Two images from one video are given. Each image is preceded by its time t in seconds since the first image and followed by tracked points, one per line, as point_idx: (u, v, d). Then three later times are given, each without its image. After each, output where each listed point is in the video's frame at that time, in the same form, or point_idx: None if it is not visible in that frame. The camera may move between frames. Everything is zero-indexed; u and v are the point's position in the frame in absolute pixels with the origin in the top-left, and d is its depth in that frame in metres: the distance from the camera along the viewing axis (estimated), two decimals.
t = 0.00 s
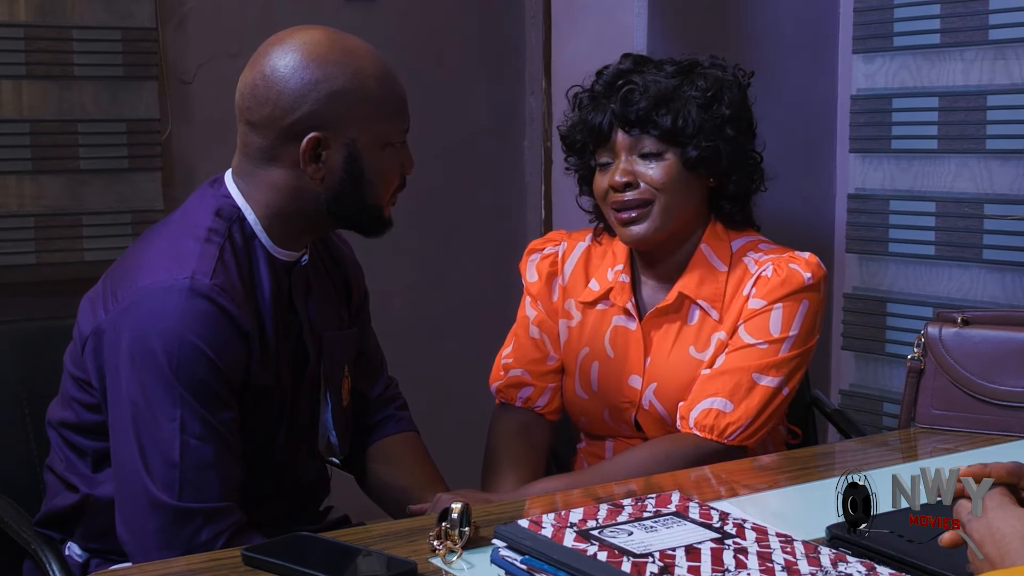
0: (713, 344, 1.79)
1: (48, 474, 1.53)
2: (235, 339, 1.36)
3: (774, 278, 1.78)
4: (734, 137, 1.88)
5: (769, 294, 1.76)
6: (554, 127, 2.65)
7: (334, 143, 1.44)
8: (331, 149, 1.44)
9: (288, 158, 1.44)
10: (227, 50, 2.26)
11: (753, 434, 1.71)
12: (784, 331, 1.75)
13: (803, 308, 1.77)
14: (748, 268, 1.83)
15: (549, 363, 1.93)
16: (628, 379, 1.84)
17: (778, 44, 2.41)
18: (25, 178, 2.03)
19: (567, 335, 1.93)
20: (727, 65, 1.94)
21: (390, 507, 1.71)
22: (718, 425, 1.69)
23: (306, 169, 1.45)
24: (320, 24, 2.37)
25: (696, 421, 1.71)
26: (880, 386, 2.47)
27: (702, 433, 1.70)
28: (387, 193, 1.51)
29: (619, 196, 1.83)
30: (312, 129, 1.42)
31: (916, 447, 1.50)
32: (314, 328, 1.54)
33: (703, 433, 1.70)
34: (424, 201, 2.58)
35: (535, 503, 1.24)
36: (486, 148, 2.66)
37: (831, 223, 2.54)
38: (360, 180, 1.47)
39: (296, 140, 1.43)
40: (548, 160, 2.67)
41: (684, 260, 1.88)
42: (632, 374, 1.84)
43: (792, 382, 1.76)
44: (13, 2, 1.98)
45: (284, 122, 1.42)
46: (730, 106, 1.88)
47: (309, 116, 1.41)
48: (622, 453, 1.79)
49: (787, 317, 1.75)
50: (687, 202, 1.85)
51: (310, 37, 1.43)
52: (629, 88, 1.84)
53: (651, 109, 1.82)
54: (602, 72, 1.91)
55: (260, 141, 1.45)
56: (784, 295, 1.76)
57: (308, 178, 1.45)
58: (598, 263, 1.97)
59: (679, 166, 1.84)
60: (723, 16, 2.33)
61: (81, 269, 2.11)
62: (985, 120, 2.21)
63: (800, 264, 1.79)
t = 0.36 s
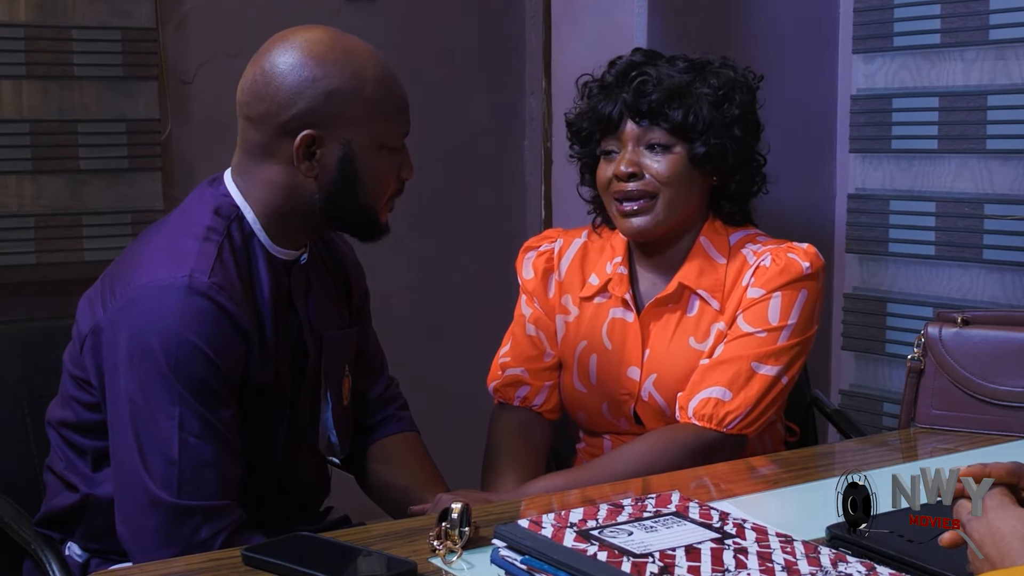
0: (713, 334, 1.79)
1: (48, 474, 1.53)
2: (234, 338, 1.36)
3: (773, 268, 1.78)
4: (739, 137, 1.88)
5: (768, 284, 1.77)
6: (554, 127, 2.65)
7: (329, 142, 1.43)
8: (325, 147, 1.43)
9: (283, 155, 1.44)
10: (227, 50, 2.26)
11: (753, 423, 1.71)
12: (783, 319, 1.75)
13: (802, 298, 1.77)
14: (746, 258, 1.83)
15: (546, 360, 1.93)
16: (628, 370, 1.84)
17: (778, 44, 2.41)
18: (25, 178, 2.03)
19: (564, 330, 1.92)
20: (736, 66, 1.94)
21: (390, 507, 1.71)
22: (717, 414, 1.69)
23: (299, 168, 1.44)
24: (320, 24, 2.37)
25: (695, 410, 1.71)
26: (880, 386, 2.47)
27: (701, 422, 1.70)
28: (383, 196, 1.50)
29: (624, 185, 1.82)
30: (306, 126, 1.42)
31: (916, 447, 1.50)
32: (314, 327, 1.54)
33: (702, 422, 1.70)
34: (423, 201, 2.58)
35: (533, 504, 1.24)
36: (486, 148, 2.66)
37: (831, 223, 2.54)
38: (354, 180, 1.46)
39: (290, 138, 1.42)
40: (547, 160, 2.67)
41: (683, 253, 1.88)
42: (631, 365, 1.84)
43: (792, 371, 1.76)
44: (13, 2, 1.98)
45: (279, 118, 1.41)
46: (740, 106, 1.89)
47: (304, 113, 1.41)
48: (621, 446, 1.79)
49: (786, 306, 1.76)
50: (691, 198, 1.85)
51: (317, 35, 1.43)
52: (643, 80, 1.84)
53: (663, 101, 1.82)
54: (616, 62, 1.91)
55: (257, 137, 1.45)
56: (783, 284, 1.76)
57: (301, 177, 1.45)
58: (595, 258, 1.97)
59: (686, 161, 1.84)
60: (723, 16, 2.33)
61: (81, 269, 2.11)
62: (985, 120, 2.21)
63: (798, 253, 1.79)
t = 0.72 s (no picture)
0: (713, 337, 1.79)
1: (48, 472, 1.53)
2: (231, 335, 1.36)
3: (772, 271, 1.78)
4: (735, 148, 1.87)
5: (767, 287, 1.76)
6: (553, 127, 2.65)
7: (323, 142, 1.42)
8: (318, 148, 1.42)
9: (277, 152, 1.44)
10: (227, 50, 2.26)
11: (753, 426, 1.71)
12: (783, 322, 1.75)
13: (802, 300, 1.77)
14: (746, 262, 1.83)
15: (547, 363, 1.93)
16: (628, 374, 1.84)
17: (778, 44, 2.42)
18: (25, 178, 2.03)
19: (565, 334, 1.93)
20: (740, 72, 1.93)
21: (390, 506, 1.71)
22: (718, 418, 1.69)
23: (292, 166, 1.44)
24: (320, 24, 2.37)
25: (695, 413, 1.70)
26: (880, 386, 2.47)
27: (702, 425, 1.70)
28: (375, 203, 1.48)
29: (615, 193, 1.82)
30: (298, 126, 1.41)
31: (916, 447, 1.50)
32: (314, 327, 1.54)
33: (702, 425, 1.70)
34: (423, 201, 2.58)
35: (532, 504, 1.24)
36: (486, 148, 2.66)
37: (831, 223, 2.54)
38: (345, 184, 1.45)
39: (284, 136, 1.42)
40: (547, 160, 2.67)
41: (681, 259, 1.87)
42: (631, 369, 1.84)
43: (792, 374, 1.76)
44: (13, 2, 1.98)
45: (276, 119, 1.42)
46: (737, 116, 1.87)
47: (300, 112, 1.41)
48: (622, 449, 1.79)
49: (785, 308, 1.75)
50: (685, 205, 1.84)
51: (321, 38, 1.42)
52: (638, 88, 1.84)
53: (656, 111, 1.82)
54: (617, 66, 1.91)
55: (257, 137, 1.45)
56: (782, 287, 1.76)
57: (293, 176, 1.44)
58: (595, 260, 1.97)
59: (679, 170, 1.83)
60: (723, 16, 2.33)
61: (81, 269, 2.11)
62: (986, 120, 2.21)
63: (798, 255, 1.79)
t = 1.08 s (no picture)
0: (714, 343, 1.79)
1: (48, 472, 1.53)
2: (229, 334, 1.36)
3: (773, 275, 1.77)
4: (737, 151, 1.87)
5: (768, 292, 1.76)
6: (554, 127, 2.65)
7: (314, 145, 1.40)
8: (308, 150, 1.41)
9: (270, 148, 1.44)
10: (227, 50, 2.26)
11: (754, 432, 1.71)
12: (784, 327, 1.75)
13: (803, 305, 1.77)
14: (748, 266, 1.83)
15: (547, 365, 1.93)
16: (628, 379, 1.84)
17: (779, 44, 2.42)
18: (25, 178, 2.03)
19: (565, 337, 1.93)
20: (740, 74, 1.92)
21: (391, 506, 1.71)
22: (720, 424, 1.69)
23: (281, 165, 1.43)
24: (320, 24, 2.37)
25: (698, 419, 1.71)
26: (881, 386, 2.47)
27: (705, 431, 1.70)
28: (365, 215, 1.45)
29: (622, 203, 1.81)
30: (290, 125, 1.40)
31: (916, 447, 1.50)
32: (314, 328, 1.54)
33: (704, 431, 1.70)
34: (424, 201, 2.58)
35: (532, 504, 1.24)
36: (486, 148, 2.66)
37: (831, 223, 2.54)
38: (332, 191, 1.42)
39: (278, 134, 1.42)
40: (548, 160, 2.67)
41: (681, 262, 1.86)
42: (632, 374, 1.84)
43: (793, 380, 1.76)
44: (13, 2, 1.98)
45: (279, 126, 1.41)
46: (739, 118, 1.88)
47: (294, 111, 1.40)
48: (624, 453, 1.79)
49: (787, 314, 1.75)
50: (690, 210, 1.83)
51: (320, 43, 1.41)
52: (639, 97, 1.83)
53: (660, 119, 1.81)
54: (613, 73, 1.90)
55: (260, 145, 1.44)
56: (784, 292, 1.76)
57: (283, 176, 1.43)
58: (595, 263, 1.97)
59: (684, 176, 1.82)
60: (723, 16, 2.33)
61: (81, 269, 2.11)
62: (987, 120, 2.21)
63: (800, 260, 1.79)
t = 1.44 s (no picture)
0: (714, 344, 1.79)
1: (48, 472, 1.53)
2: (228, 336, 1.36)
3: (773, 277, 1.77)
4: (738, 150, 1.87)
5: (769, 293, 1.76)
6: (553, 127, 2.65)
7: (308, 152, 1.41)
8: (302, 157, 1.41)
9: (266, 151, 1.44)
10: (227, 50, 2.27)
11: (756, 433, 1.71)
12: (784, 329, 1.75)
13: (803, 306, 1.77)
14: (747, 267, 1.83)
15: (546, 367, 1.93)
16: (629, 381, 1.84)
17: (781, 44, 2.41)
18: (25, 178, 2.03)
19: (565, 338, 1.92)
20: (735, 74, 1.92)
21: (391, 507, 1.71)
22: (722, 426, 1.69)
23: (275, 172, 1.43)
24: (320, 24, 2.37)
25: (700, 421, 1.70)
26: (881, 386, 2.47)
27: (707, 433, 1.70)
28: (359, 225, 1.45)
29: (627, 212, 1.81)
30: (284, 131, 1.41)
31: (916, 447, 1.50)
32: (315, 329, 1.53)
33: (706, 433, 1.70)
34: (424, 201, 2.58)
35: (532, 504, 1.24)
36: (486, 148, 2.66)
37: (831, 223, 2.54)
38: (324, 200, 1.42)
39: (274, 138, 1.42)
40: (548, 160, 2.67)
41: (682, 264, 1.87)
42: (632, 376, 1.84)
43: (794, 381, 1.76)
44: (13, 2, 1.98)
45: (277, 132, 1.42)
46: (736, 118, 1.87)
47: (290, 117, 1.40)
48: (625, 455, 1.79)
49: (787, 315, 1.75)
50: (691, 213, 1.84)
51: (320, 50, 1.42)
52: (638, 104, 1.82)
53: (660, 125, 1.80)
54: (606, 79, 1.90)
55: (260, 149, 1.45)
56: (784, 293, 1.76)
57: (277, 183, 1.43)
58: (595, 264, 1.97)
59: (685, 179, 1.82)
60: (723, 16, 2.33)
61: (81, 269, 2.11)
62: (988, 120, 2.21)
63: (799, 261, 1.79)
